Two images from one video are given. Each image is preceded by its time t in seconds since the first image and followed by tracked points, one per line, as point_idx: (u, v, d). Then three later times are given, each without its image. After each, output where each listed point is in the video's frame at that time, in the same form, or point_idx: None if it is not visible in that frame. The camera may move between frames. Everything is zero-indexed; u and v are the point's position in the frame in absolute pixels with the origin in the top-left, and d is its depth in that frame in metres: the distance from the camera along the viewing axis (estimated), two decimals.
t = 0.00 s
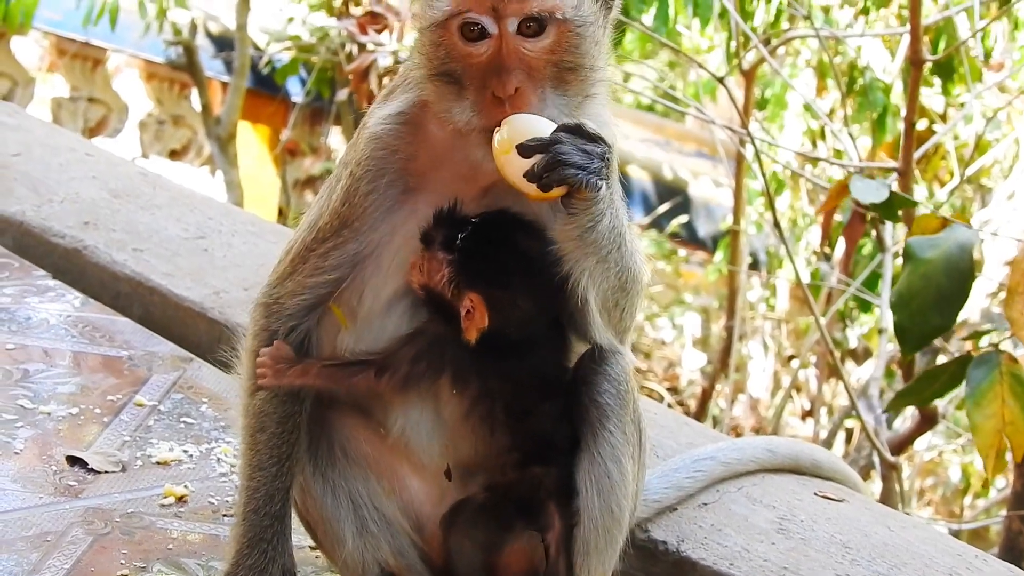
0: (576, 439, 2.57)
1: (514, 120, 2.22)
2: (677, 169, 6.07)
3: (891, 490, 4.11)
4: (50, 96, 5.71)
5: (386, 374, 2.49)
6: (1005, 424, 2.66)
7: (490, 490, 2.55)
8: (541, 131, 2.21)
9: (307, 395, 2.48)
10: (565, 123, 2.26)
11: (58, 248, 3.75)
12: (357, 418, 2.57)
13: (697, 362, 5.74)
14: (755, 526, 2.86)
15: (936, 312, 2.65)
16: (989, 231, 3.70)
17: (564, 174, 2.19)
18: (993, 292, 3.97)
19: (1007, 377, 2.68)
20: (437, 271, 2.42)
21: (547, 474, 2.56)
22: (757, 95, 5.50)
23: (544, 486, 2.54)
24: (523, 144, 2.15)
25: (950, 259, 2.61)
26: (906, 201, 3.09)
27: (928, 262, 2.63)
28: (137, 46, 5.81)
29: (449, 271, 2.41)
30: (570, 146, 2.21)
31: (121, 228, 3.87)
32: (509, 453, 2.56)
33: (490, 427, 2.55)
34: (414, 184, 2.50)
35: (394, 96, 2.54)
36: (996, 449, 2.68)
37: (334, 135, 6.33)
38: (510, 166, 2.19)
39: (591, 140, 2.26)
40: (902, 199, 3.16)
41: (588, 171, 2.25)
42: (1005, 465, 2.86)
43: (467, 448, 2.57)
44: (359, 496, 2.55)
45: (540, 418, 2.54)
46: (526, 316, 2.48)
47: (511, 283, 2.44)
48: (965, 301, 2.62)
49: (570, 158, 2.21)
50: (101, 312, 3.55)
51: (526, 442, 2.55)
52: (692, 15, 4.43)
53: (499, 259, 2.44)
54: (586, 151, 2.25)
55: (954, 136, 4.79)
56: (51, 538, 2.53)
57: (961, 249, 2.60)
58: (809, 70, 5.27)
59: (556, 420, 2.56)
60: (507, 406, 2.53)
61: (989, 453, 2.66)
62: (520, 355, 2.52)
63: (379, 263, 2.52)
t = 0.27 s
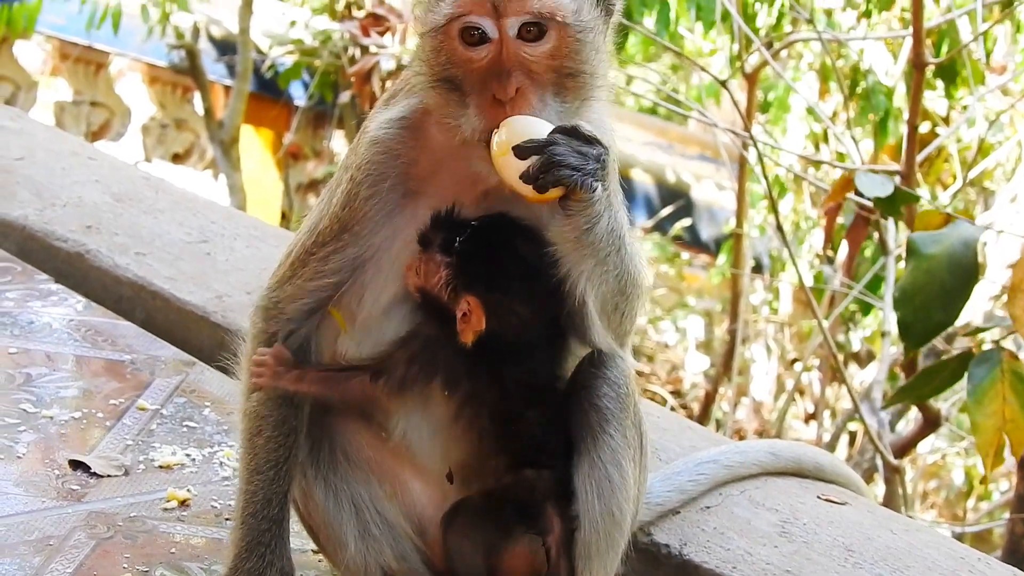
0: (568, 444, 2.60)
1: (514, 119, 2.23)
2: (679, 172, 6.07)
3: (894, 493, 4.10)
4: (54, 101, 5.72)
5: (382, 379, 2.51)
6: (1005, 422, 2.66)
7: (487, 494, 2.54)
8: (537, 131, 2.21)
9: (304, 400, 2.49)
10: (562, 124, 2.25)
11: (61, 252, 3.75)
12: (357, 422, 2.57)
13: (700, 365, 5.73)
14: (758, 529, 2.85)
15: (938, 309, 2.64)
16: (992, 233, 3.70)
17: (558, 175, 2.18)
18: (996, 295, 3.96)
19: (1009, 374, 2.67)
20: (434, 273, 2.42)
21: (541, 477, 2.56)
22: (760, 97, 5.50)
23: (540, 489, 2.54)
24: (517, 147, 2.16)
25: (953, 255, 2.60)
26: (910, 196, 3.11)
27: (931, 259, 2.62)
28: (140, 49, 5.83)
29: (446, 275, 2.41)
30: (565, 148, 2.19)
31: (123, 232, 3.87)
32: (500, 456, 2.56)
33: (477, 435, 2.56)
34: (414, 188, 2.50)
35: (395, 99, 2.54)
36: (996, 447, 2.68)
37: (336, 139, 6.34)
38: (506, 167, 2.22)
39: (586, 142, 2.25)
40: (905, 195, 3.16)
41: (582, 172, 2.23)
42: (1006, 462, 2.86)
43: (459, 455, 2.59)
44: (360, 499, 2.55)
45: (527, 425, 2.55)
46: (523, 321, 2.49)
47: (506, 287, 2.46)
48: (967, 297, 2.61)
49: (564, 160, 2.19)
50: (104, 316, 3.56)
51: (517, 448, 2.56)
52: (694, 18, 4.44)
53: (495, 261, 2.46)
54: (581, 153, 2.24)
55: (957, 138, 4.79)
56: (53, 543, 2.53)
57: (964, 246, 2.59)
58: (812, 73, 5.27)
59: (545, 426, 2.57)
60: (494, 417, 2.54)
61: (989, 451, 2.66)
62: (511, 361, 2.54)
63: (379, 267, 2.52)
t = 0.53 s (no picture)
0: (570, 447, 2.59)
1: (520, 122, 2.22)
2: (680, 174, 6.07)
3: (895, 494, 4.10)
4: (54, 103, 5.75)
5: (387, 386, 2.51)
6: (1011, 434, 2.65)
7: (490, 498, 2.55)
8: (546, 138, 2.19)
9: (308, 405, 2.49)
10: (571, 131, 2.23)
11: (62, 255, 3.76)
12: (359, 425, 2.57)
13: (701, 367, 5.74)
14: (760, 531, 2.86)
15: (942, 324, 2.65)
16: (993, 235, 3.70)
17: (566, 184, 2.18)
18: (997, 296, 3.97)
19: (1013, 386, 2.68)
20: (432, 278, 2.43)
21: (545, 482, 2.56)
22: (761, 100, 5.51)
23: (544, 493, 2.55)
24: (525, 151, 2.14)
25: (953, 270, 2.62)
26: (909, 212, 3.11)
27: (931, 276, 2.64)
28: (141, 53, 5.81)
29: (444, 279, 2.42)
30: (574, 157, 2.19)
31: (125, 235, 3.88)
32: (506, 461, 2.56)
33: (482, 439, 2.56)
34: (417, 191, 2.51)
35: (398, 103, 2.54)
36: (1002, 459, 2.68)
37: (337, 142, 6.34)
38: (513, 170, 2.19)
39: (596, 149, 2.25)
40: (904, 212, 3.17)
41: (591, 181, 2.24)
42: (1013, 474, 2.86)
43: (461, 458, 2.58)
44: (363, 502, 2.56)
45: (531, 428, 2.56)
46: (522, 322, 2.48)
47: (503, 287, 2.45)
48: (970, 312, 2.62)
49: (573, 169, 2.19)
50: (106, 319, 3.56)
51: (520, 451, 2.56)
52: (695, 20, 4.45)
53: (490, 264, 2.46)
54: (589, 161, 2.23)
55: (958, 140, 4.80)
56: (56, 545, 2.53)
57: (964, 260, 2.61)
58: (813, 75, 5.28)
59: (549, 429, 2.58)
60: (500, 417, 2.55)
61: (996, 463, 2.65)
62: (512, 363, 2.54)
63: (382, 269, 2.52)
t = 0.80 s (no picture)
0: (574, 451, 2.57)
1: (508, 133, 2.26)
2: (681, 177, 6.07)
3: (896, 498, 4.10)
4: (55, 105, 5.77)
5: (394, 391, 2.51)
6: (1009, 429, 2.66)
7: (494, 502, 2.55)
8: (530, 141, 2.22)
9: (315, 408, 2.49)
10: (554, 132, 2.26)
11: (64, 257, 3.76)
12: (364, 428, 2.58)
13: (702, 371, 5.75)
14: (762, 535, 2.86)
15: (942, 318, 2.65)
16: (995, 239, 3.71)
17: (553, 180, 2.19)
18: (998, 300, 3.97)
19: (1012, 382, 2.68)
20: (437, 282, 2.45)
21: (547, 485, 2.55)
22: (763, 103, 5.51)
23: (547, 497, 2.54)
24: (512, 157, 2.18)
25: (955, 265, 2.61)
26: (912, 206, 3.11)
27: (933, 269, 2.64)
28: (142, 55, 5.82)
29: (448, 283, 2.43)
30: (558, 153, 2.21)
31: (127, 237, 3.88)
32: (507, 463, 2.55)
33: (484, 440, 2.54)
34: (423, 194, 2.51)
35: (404, 106, 2.54)
36: (1000, 454, 2.68)
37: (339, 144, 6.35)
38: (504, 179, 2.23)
39: (580, 145, 2.26)
40: (907, 205, 3.17)
41: (577, 176, 2.25)
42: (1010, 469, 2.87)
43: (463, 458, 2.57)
44: (366, 505, 2.56)
45: (532, 432, 2.54)
46: (525, 325, 2.49)
47: (508, 291, 2.45)
48: (970, 306, 2.62)
49: (558, 165, 2.20)
50: (109, 321, 3.56)
51: (521, 454, 2.54)
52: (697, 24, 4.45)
53: (493, 267, 2.45)
54: (574, 157, 2.25)
55: (959, 144, 4.80)
56: (58, 548, 2.53)
57: (966, 255, 2.61)
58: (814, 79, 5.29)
59: (551, 433, 2.56)
60: (501, 420, 2.53)
61: (994, 458, 2.66)
62: (516, 366, 2.53)
63: (387, 272, 2.52)
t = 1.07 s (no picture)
0: (568, 452, 2.59)
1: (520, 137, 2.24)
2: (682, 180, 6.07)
3: (896, 500, 4.10)
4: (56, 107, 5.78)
5: (407, 396, 2.52)
6: (1008, 430, 2.67)
7: (485, 498, 2.54)
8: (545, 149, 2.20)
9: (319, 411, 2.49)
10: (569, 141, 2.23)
11: (65, 259, 3.76)
12: (365, 430, 2.59)
13: (703, 374, 5.75)
14: (763, 537, 2.86)
15: (944, 317, 2.65)
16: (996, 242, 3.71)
17: (563, 192, 2.17)
18: (999, 303, 3.97)
19: (1012, 383, 2.68)
20: (432, 271, 2.45)
21: (539, 483, 2.55)
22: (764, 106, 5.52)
23: (539, 494, 2.54)
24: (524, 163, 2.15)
25: (959, 264, 2.62)
26: (915, 204, 3.11)
27: (936, 268, 2.64)
28: (143, 57, 5.82)
29: (443, 272, 2.44)
30: (570, 164, 2.18)
31: (128, 239, 3.88)
32: (498, 460, 2.56)
33: (475, 436, 2.57)
34: (423, 196, 2.51)
35: (402, 109, 2.55)
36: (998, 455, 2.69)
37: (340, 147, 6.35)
38: (513, 183, 2.20)
39: (594, 158, 2.23)
40: (909, 204, 3.17)
41: (590, 189, 2.21)
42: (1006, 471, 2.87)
43: (462, 457, 2.59)
44: (366, 506, 2.57)
45: (528, 432, 2.55)
46: (520, 317, 2.48)
47: (505, 281, 2.44)
48: (973, 306, 2.62)
49: (570, 176, 2.18)
50: (109, 324, 3.56)
51: (513, 454, 2.55)
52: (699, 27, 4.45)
53: (491, 260, 2.45)
54: (586, 169, 2.22)
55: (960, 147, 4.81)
56: (59, 549, 2.53)
57: (970, 255, 2.61)
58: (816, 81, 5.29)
59: (546, 434, 2.56)
60: (497, 418, 2.55)
61: (992, 458, 2.67)
62: (512, 361, 2.52)
63: (389, 274, 2.53)
